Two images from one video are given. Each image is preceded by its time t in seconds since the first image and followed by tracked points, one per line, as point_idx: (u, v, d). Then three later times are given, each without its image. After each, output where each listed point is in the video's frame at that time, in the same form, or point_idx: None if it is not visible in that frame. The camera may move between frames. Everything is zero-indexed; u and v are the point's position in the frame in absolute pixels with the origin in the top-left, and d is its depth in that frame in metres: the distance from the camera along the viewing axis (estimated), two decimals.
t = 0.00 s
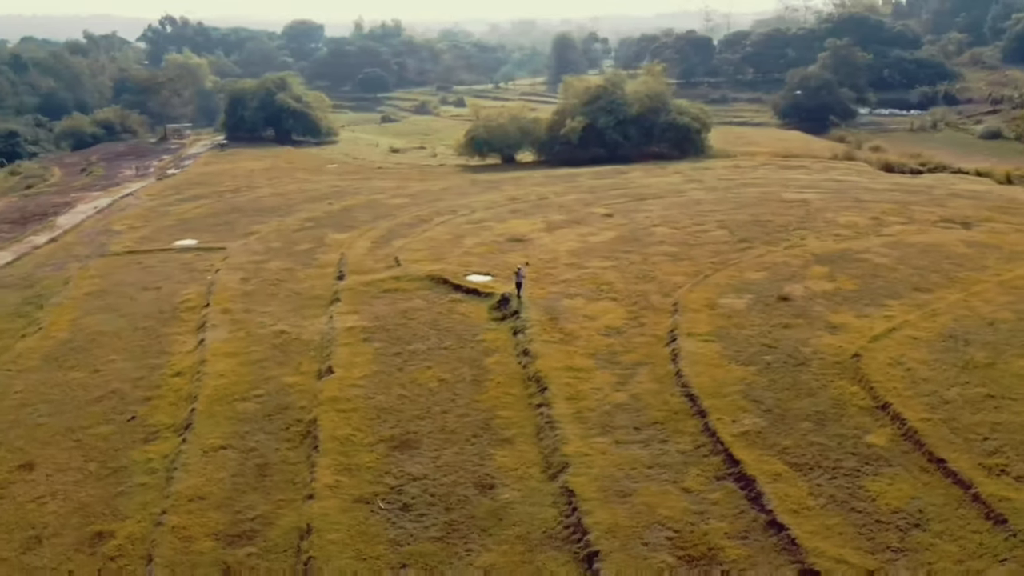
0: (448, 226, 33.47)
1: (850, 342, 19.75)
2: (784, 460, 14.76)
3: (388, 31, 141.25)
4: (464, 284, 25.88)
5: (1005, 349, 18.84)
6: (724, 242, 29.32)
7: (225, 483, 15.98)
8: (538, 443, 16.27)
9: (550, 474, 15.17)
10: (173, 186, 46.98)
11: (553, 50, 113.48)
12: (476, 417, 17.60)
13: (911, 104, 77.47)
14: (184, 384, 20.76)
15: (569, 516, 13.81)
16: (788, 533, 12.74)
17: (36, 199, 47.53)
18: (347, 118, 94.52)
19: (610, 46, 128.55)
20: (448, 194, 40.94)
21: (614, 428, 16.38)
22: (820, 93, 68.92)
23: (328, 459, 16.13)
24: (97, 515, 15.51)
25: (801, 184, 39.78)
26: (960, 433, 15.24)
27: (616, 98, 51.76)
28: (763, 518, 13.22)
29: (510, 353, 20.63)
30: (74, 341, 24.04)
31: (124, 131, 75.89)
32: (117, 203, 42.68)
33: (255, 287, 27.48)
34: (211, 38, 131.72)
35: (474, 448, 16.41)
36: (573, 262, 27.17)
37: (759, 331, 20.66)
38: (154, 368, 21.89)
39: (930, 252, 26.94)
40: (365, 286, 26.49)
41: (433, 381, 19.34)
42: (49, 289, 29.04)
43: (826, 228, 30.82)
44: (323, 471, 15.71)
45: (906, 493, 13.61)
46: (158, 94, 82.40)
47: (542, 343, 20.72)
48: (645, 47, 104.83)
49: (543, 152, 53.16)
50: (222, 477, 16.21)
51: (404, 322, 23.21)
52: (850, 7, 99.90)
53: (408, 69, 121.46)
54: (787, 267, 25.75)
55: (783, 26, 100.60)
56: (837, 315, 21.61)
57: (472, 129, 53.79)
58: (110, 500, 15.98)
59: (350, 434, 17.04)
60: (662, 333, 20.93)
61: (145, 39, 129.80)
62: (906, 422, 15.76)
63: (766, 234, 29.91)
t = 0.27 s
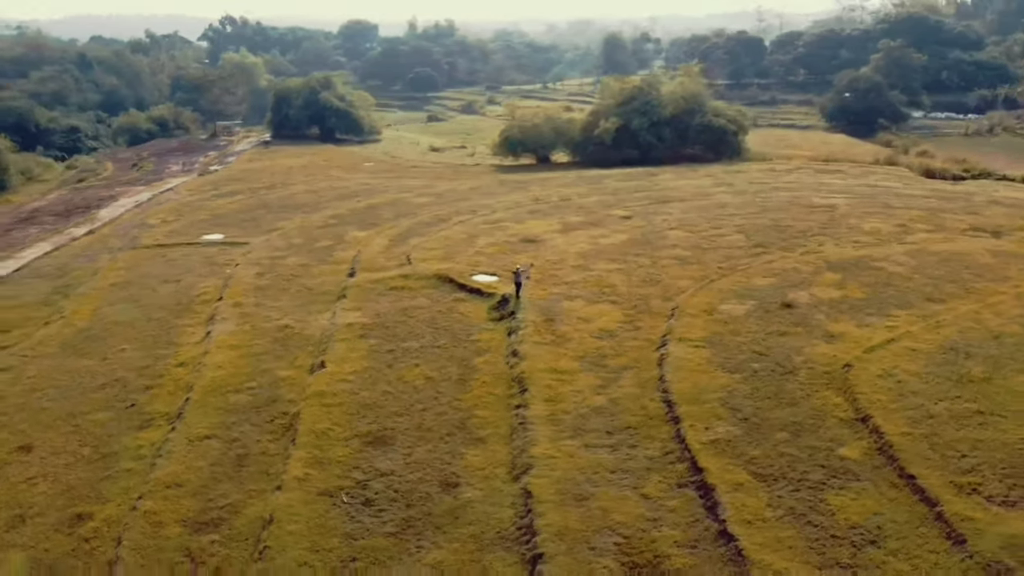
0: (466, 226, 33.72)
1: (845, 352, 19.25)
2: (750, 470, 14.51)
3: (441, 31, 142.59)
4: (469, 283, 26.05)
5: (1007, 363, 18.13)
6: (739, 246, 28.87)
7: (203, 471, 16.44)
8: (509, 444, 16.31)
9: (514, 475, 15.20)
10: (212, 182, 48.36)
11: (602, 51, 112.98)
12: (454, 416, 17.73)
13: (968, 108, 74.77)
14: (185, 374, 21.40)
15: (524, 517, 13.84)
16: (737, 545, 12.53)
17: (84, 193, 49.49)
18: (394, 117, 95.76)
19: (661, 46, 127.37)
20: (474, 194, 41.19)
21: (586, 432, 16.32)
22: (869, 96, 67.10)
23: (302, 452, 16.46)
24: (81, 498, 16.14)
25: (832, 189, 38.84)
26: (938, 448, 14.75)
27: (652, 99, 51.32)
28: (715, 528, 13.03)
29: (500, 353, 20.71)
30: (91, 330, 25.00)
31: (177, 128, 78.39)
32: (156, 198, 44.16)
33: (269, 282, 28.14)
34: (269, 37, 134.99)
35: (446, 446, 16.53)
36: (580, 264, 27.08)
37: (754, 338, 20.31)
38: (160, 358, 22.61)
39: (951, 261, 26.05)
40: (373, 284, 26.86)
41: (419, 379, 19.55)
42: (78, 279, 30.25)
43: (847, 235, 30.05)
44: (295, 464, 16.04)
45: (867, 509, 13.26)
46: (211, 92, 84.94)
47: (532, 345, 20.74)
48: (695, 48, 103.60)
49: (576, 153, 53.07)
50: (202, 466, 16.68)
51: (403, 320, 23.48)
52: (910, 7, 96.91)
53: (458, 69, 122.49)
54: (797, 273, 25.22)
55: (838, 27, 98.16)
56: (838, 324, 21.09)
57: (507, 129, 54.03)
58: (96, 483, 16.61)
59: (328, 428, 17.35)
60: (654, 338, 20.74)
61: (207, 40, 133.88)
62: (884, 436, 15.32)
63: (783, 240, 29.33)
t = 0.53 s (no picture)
0: (488, 226, 33.94)
1: (836, 364, 18.74)
2: (707, 480, 14.27)
3: (501, 32, 143.48)
4: (475, 284, 26.26)
5: (1006, 381, 17.38)
6: (755, 253, 28.31)
7: (182, 458, 17.02)
8: (477, 444, 16.40)
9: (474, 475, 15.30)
10: (256, 179, 49.83)
11: (660, 52, 111.92)
12: (431, 414, 17.92)
13: None
14: (189, 363, 22.16)
15: (472, 518, 13.93)
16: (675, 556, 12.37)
17: (137, 187, 51.63)
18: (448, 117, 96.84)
19: (722, 48, 125.36)
20: (504, 195, 41.39)
21: (553, 435, 16.33)
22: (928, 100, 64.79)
23: (277, 444, 16.89)
24: (68, 478, 16.91)
25: (869, 196, 37.70)
26: (908, 467, 14.25)
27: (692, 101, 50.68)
28: (658, 537, 12.90)
29: (489, 354, 20.83)
30: (113, 319, 26.11)
31: (235, 125, 81.04)
32: (200, 193, 45.75)
33: (286, 278, 28.89)
34: (334, 38, 138.10)
35: (416, 443, 16.74)
36: (589, 268, 27.00)
37: (746, 347, 19.93)
38: (169, 347, 23.46)
39: (975, 273, 25.04)
40: (383, 282, 27.31)
41: (405, 377, 19.83)
42: (111, 270, 31.58)
43: (871, 244, 29.17)
44: (267, 455, 16.48)
45: (818, 526, 12.92)
46: (269, 91, 87.44)
47: (521, 347, 20.79)
48: (754, 51, 101.75)
49: (616, 155, 52.82)
50: (183, 453, 17.27)
51: (404, 318, 23.82)
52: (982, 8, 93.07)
53: (516, 70, 122.98)
54: (807, 282, 24.62)
55: (905, 28, 95.00)
56: (836, 334, 20.53)
57: (547, 130, 54.15)
58: (84, 464, 17.37)
59: (306, 422, 17.76)
60: (645, 343, 20.55)
61: (274, 39, 137.86)
62: (854, 452, 14.88)
63: (802, 247, 28.66)
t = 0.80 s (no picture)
0: (510, 226, 34.08)
1: (825, 375, 18.23)
2: (661, 488, 14.11)
3: (561, 32, 143.44)
4: (482, 283, 26.43)
5: (1001, 400, 16.64)
6: (772, 259, 27.72)
7: (168, 443, 17.66)
8: (446, 441, 16.55)
9: (436, 472, 15.44)
10: (300, 176, 51.11)
11: (720, 53, 110.18)
12: (409, 411, 18.15)
13: None
14: (196, 352, 22.94)
15: (423, 514, 14.08)
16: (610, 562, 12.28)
17: (189, 181, 53.56)
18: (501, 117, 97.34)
19: (786, 48, 122.62)
20: (534, 195, 41.47)
21: (521, 436, 16.35)
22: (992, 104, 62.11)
23: (255, 434, 17.37)
24: (61, 457, 17.71)
25: (908, 203, 36.42)
26: (871, 484, 13.80)
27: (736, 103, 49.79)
28: (598, 543, 12.82)
29: (479, 353, 20.96)
30: (135, 308, 27.19)
31: (292, 123, 83.30)
32: (244, 188, 47.19)
33: (304, 272, 29.59)
34: (396, 38, 140.35)
35: (388, 439, 16.98)
36: (598, 270, 26.87)
37: (736, 354, 19.57)
38: (181, 336, 24.31)
39: (998, 286, 24.00)
40: (394, 279, 27.73)
41: (393, 373, 20.13)
42: (145, 260, 32.87)
43: (897, 252, 28.21)
44: (244, 445, 16.96)
45: (763, 540, 12.64)
46: (326, 89, 89.56)
47: (511, 347, 20.87)
48: (817, 52, 99.22)
49: (657, 157, 52.32)
50: (169, 438, 17.91)
51: (406, 315, 24.15)
52: None
53: (574, 70, 122.87)
54: (817, 290, 23.99)
55: (977, 28, 91.21)
56: (834, 345, 19.97)
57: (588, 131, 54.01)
58: (79, 445, 18.17)
59: (288, 414, 18.20)
60: (635, 347, 20.37)
61: (339, 39, 140.98)
62: (819, 466, 14.48)
63: (821, 255, 27.93)
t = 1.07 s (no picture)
0: (531, 226, 34.14)
1: (811, 385, 17.77)
2: (613, 493, 14.05)
3: (622, 32, 142.45)
4: (490, 282, 26.60)
5: (990, 418, 15.96)
6: (788, 265, 27.12)
7: (157, 430, 18.36)
8: (416, 438, 16.78)
9: (400, 468, 15.65)
10: (341, 174, 52.18)
11: (781, 54, 107.91)
12: (391, 406, 18.46)
13: None
14: (205, 342, 23.74)
15: (377, 508, 14.32)
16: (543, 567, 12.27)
17: (237, 177, 55.27)
18: (554, 117, 97.33)
19: (852, 49, 119.21)
20: (564, 196, 41.42)
21: (489, 436, 16.45)
22: None
23: (238, 425, 17.92)
24: (59, 438, 18.59)
25: (947, 211, 35.10)
26: (828, 499, 13.44)
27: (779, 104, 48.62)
28: (538, 545, 12.85)
29: (471, 351, 21.13)
30: (158, 298, 28.24)
31: (346, 121, 85.06)
32: (285, 185, 48.45)
33: (323, 267, 30.28)
34: (457, 38, 141.70)
35: (362, 433, 17.31)
36: (606, 272, 26.73)
37: (724, 361, 19.26)
38: (195, 326, 25.17)
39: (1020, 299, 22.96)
40: (405, 276, 28.11)
41: (383, 369, 20.47)
42: (178, 253, 34.10)
43: (921, 262, 27.24)
44: (225, 434, 17.50)
45: (704, 550, 12.46)
46: (381, 87, 91.09)
47: (502, 347, 20.97)
48: (882, 53, 96.23)
49: (699, 160, 51.50)
50: (160, 425, 18.62)
51: (408, 312, 24.48)
52: None
53: (632, 70, 122.04)
54: (825, 299, 23.38)
55: None
56: (828, 355, 19.44)
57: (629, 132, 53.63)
58: (78, 428, 19.04)
59: (273, 406, 18.71)
60: (625, 351, 20.23)
61: (401, 39, 143.31)
62: (779, 479, 14.17)
63: (840, 263, 27.17)
